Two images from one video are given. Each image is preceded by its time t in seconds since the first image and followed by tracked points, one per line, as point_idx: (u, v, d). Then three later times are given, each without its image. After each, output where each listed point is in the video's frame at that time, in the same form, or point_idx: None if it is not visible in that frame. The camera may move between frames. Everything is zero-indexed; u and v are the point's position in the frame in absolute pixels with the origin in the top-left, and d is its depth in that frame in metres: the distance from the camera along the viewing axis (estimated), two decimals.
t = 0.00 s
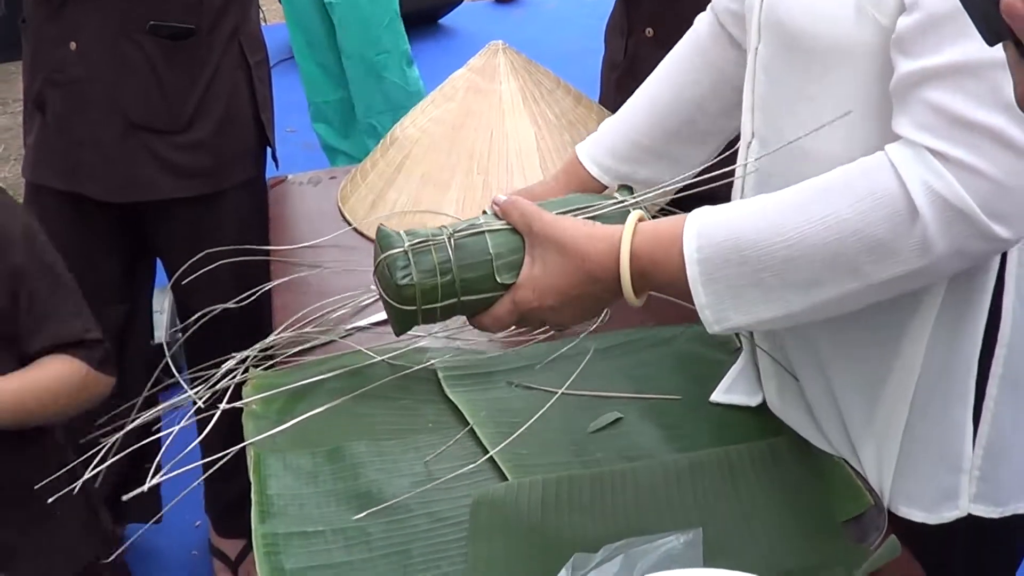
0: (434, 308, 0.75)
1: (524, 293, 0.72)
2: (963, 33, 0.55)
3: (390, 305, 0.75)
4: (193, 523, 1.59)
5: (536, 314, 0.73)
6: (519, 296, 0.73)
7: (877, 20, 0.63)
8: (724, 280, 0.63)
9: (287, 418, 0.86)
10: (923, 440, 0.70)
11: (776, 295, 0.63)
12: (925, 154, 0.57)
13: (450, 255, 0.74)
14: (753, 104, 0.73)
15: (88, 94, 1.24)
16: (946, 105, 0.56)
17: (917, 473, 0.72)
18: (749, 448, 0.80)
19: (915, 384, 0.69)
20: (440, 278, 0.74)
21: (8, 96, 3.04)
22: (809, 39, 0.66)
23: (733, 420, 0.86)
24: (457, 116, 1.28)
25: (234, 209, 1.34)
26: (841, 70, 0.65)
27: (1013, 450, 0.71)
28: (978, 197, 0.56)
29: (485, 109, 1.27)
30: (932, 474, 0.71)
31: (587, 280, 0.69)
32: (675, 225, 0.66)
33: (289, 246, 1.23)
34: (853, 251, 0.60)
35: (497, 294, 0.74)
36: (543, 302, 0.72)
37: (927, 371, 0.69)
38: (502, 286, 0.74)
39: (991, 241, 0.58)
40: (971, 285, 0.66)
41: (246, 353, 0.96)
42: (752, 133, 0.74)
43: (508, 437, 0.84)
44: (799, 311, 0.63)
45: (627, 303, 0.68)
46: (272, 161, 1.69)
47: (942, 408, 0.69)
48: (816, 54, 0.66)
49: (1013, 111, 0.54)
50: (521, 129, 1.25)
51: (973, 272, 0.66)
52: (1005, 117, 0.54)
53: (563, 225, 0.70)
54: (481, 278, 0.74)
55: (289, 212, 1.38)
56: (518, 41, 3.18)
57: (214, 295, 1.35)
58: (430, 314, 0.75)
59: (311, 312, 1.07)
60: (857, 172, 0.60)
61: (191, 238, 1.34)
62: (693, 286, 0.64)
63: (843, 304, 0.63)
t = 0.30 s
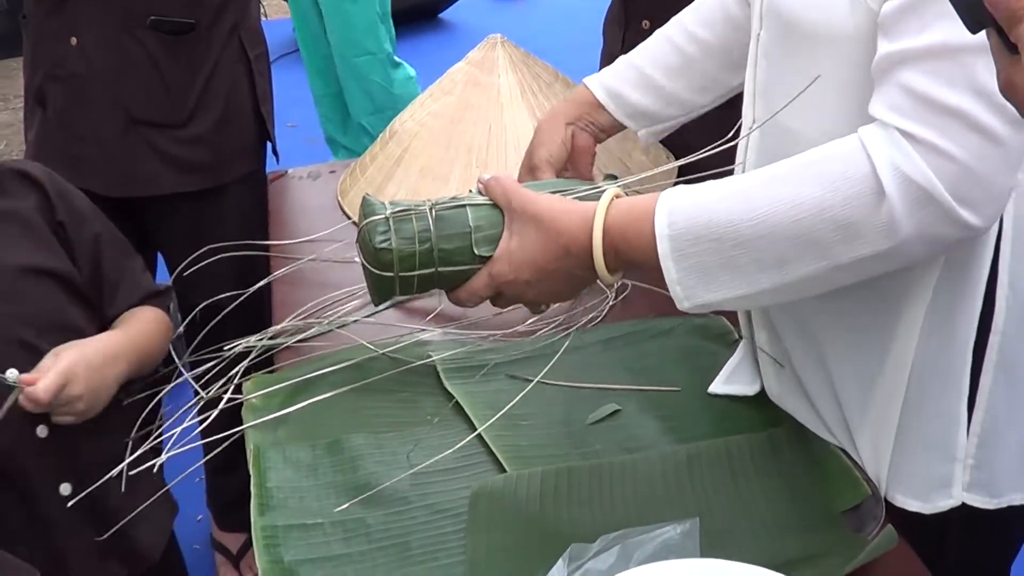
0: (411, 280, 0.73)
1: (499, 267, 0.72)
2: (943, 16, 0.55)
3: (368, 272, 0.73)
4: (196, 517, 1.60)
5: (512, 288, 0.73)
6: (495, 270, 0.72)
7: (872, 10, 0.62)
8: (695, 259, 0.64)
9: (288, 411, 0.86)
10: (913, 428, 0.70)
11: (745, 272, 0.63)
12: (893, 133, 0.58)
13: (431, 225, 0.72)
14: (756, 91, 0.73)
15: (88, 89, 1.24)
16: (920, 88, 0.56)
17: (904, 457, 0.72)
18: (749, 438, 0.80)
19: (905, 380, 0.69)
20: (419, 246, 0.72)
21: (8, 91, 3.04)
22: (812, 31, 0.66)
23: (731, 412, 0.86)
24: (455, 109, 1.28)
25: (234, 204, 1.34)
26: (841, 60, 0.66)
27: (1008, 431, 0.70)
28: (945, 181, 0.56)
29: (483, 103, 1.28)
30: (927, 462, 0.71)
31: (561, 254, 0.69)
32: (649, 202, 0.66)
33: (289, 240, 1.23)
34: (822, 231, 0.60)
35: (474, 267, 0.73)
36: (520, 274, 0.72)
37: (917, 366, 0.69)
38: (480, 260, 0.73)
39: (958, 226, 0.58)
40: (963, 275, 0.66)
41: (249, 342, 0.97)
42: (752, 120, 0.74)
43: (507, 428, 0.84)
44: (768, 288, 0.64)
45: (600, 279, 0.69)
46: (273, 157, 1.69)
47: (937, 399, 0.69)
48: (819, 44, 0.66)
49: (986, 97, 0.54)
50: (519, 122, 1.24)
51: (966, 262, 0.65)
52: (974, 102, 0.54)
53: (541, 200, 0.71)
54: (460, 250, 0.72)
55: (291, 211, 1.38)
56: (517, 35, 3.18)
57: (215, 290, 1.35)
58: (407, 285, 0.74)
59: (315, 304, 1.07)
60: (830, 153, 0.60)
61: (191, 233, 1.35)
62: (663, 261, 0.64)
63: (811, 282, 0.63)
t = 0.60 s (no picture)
0: (388, 252, 0.73)
1: (474, 252, 0.72)
2: (933, 11, 0.55)
3: (350, 241, 0.73)
4: (199, 517, 1.60)
5: (484, 276, 0.72)
6: (470, 255, 0.72)
7: (862, 8, 0.62)
8: (672, 253, 0.64)
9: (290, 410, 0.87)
10: (909, 426, 0.70)
11: (721, 266, 0.63)
12: (871, 128, 0.58)
13: (416, 200, 0.73)
14: (756, 87, 0.74)
15: (90, 90, 1.24)
16: (900, 84, 0.56)
17: (906, 456, 0.71)
18: (749, 437, 0.81)
19: (904, 378, 0.69)
20: (401, 219, 0.72)
21: (13, 92, 3.06)
22: (807, 32, 0.66)
23: (731, 410, 0.86)
24: (457, 110, 1.29)
25: (237, 204, 1.35)
26: (839, 62, 0.66)
27: (1009, 436, 0.69)
28: (922, 177, 0.56)
29: (484, 103, 1.28)
30: (923, 461, 0.70)
31: (539, 241, 0.69)
32: (631, 195, 0.66)
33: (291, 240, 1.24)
34: (798, 226, 0.60)
35: (451, 250, 0.73)
36: (494, 262, 0.71)
37: (920, 361, 0.68)
38: (458, 244, 0.73)
39: (935, 224, 0.58)
40: (962, 277, 0.66)
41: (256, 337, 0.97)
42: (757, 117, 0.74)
43: (508, 427, 0.84)
44: (743, 283, 0.63)
45: (576, 272, 0.69)
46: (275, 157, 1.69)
47: (931, 397, 0.69)
48: (817, 42, 0.66)
49: (967, 94, 0.54)
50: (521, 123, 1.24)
51: (962, 262, 0.65)
52: (955, 98, 0.54)
53: (525, 191, 0.71)
54: (440, 231, 0.72)
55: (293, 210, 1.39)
56: (518, 34, 3.19)
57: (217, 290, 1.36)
58: (384, 260, 0.74)
59: (317, 303, 1.08)
60: (809, 149, 0.60)
61: (194, 233, 1.35)
62: (639, 252, 0.64)
63: (786, 278, 0.63)
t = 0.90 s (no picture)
0: (403, 207, 0.74)
1: (486, 222, 0.72)
2: (943, 24, 0.54)
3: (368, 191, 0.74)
4: (205, 518, 1.60)
5: (492, 247, 0.74)
6: (483, 223, 0.73)
7: (868, 13, 0.62)
8: (677, 255, 0.64)
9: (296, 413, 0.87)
10: (912, 437, 0.70)
11: (724, 271, 0.63)
12: (879, 141, 0.57)
13: (436, 161, 0.73)
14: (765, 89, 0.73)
15: (96, 91, 1.25)
16: (906, 98, 0.55)
17: (908, 467, 0.71)
18: (754, 443, 0.80)
19: (902, 384, 0.69)
20: (418, 179, 0.73)
21: (21, 93, 3.07)
22: (812, 37, 0.66)
23: (736, 413, 0.86)
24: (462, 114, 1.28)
25: (243, 205, 1.35)
26: (843, 65, 0.66)
27: (1003, 449, 0.69)
28: (926, 191, 0.56)
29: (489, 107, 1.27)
30: (921, 471, 0.71)
31: (547, 227, 0.70)
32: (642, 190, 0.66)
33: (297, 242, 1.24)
34: (802, 234, 0.60)
35: (464, 214, 0.74)
36: (502, 235, 0.72)
37: (915, 368, 0.68)
38: (472, 209, 0.74)
39: (938, 237, 0.58)
40: (960, 289, 0.66)
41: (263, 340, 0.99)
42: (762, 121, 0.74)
43: (512, 431, 0.84)
44: (744, 286, 0.63)
45: (578, 261, 0.69)
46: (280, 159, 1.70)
47: (933, 405, 0.68)
48: (821, 45, 0.66)
49: (971, 108, 0.54)
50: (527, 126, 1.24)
51: (960, 271, 0.65)
52: (960, 114, 0.54)
53: (542, 171, 0.71)
54: (454, 195, 0.73)
55: (298, 212, 1.39)
56: (523, 36, 3.19)
57: (223, 291, 1.36)
58: (399, 212, 0.75)
59: (324, 305, 1.08)
60: (816, 156, 0.60)
61: (200, 235, 1.35)
62: (645, 250, 0.64)
63: (788, 284, 0.63)
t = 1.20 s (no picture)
0: (402, 179, 0.73)
1: (486, 201, 0.72)
2: (955, 28, 0.53)
3: (368, 158, 0.73)
4: (209, 517, 1.61)
5: (489, 227, 0.73)
6: (481, 202, 0.72)
7: (881, 16, 0.62)
8: (682, 248, 0.63)
9: (299, 412, 0.87)
10: (918, 440, 0.70)
11: (729, 266, 0.63)
12: (892, 146, 0.57)
13: (441, 135, 0.73)
14: (773, 90, 0.73)
15: (101, 90, 1.25)
16: (918, 102, 0.55)
17: (913, 470, 0.71)
18: (757, 444, 0.80)
19: (909, 387, 0.69)
20: (422, 149, 0.72)
21: (28, 91, 3.08)
22: (819, 38, 0.66)
23: (741, 414, 0.86)
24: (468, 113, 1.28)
25: (247, 204, 1.35)
26: (849, 67, 0.66)
27: (1010, 455, 0.68)
28: (938, 196, 0.56)
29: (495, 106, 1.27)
30: (927, 474, 0.70)
31: (549, 212, 0.69)
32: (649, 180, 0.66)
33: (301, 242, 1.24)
34: (810, 233, 0.59)
35: (464, 191, 0.73)
36: (502, 216, 0.72)
37: (922, 373, 0.68)
38: (472, 186, 0.73)
39: (948, 241, 0.58)
40: (967, 294, 0.65)
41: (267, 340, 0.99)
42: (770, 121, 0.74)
43: (516, 431, 0.84)
44: (749, 280, 0.63)
45: (581, 250, 0.70)
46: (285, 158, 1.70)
47: (939, 408, 0.68)
48: (828, 46, 0.66)
49: (983, 113, 0.53)
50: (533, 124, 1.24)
51: (968, 275, 0.65)
52: (972, 119, 0.54)
53: (547, 155, 0.71)
54: (456, 171, 0.73)
55: (302, 211, 1.39)
56: (528, 34, 3.19)
57: (227, 289, 1.36)
58: (397, 184, 0.74)
59: (329, 305, 1.08)
60: (827, 155, 0.59)
61: (205, 234, 1.35)
62: (648, 242, 0.64)
63: (793, 279, 0.62)
